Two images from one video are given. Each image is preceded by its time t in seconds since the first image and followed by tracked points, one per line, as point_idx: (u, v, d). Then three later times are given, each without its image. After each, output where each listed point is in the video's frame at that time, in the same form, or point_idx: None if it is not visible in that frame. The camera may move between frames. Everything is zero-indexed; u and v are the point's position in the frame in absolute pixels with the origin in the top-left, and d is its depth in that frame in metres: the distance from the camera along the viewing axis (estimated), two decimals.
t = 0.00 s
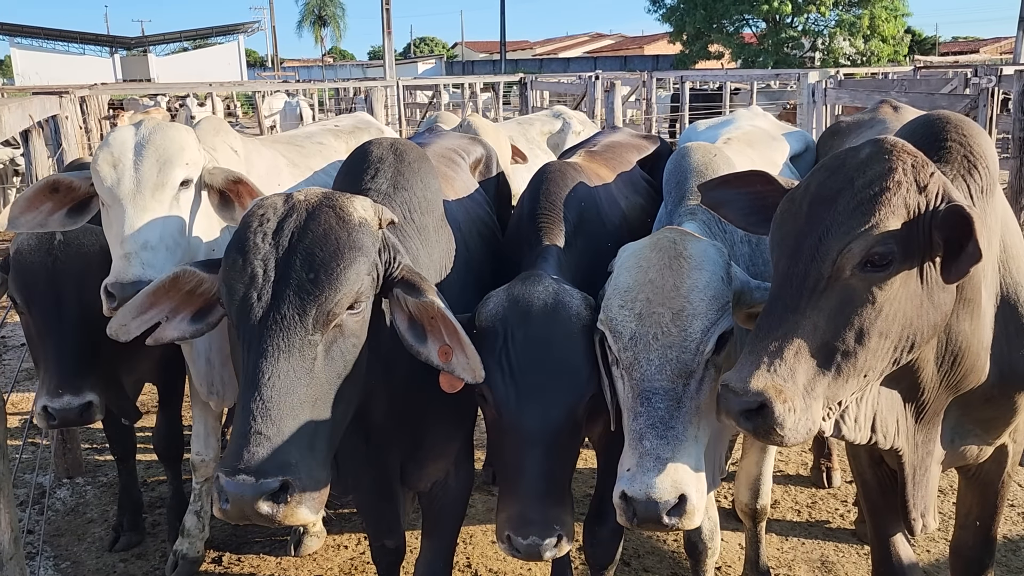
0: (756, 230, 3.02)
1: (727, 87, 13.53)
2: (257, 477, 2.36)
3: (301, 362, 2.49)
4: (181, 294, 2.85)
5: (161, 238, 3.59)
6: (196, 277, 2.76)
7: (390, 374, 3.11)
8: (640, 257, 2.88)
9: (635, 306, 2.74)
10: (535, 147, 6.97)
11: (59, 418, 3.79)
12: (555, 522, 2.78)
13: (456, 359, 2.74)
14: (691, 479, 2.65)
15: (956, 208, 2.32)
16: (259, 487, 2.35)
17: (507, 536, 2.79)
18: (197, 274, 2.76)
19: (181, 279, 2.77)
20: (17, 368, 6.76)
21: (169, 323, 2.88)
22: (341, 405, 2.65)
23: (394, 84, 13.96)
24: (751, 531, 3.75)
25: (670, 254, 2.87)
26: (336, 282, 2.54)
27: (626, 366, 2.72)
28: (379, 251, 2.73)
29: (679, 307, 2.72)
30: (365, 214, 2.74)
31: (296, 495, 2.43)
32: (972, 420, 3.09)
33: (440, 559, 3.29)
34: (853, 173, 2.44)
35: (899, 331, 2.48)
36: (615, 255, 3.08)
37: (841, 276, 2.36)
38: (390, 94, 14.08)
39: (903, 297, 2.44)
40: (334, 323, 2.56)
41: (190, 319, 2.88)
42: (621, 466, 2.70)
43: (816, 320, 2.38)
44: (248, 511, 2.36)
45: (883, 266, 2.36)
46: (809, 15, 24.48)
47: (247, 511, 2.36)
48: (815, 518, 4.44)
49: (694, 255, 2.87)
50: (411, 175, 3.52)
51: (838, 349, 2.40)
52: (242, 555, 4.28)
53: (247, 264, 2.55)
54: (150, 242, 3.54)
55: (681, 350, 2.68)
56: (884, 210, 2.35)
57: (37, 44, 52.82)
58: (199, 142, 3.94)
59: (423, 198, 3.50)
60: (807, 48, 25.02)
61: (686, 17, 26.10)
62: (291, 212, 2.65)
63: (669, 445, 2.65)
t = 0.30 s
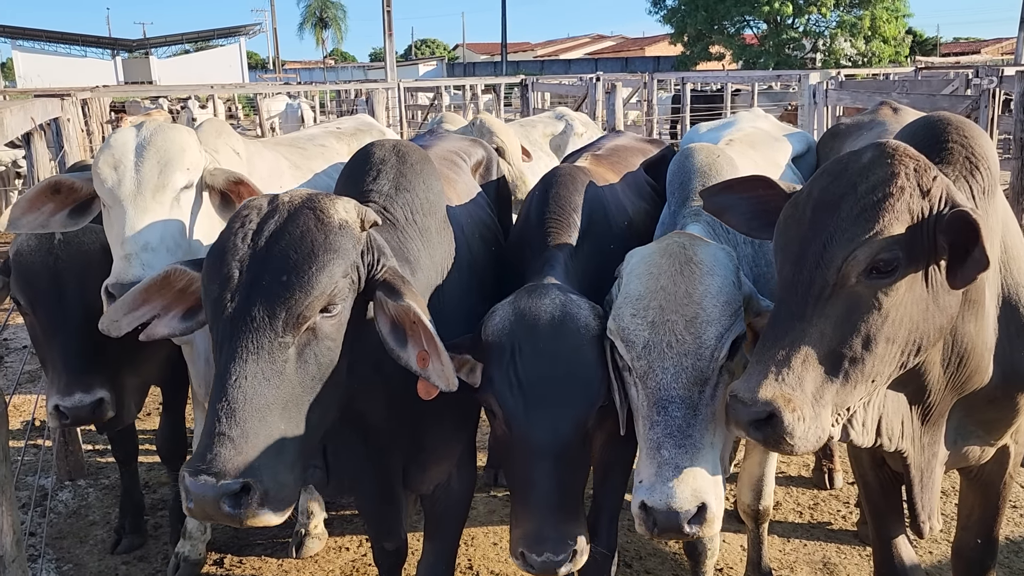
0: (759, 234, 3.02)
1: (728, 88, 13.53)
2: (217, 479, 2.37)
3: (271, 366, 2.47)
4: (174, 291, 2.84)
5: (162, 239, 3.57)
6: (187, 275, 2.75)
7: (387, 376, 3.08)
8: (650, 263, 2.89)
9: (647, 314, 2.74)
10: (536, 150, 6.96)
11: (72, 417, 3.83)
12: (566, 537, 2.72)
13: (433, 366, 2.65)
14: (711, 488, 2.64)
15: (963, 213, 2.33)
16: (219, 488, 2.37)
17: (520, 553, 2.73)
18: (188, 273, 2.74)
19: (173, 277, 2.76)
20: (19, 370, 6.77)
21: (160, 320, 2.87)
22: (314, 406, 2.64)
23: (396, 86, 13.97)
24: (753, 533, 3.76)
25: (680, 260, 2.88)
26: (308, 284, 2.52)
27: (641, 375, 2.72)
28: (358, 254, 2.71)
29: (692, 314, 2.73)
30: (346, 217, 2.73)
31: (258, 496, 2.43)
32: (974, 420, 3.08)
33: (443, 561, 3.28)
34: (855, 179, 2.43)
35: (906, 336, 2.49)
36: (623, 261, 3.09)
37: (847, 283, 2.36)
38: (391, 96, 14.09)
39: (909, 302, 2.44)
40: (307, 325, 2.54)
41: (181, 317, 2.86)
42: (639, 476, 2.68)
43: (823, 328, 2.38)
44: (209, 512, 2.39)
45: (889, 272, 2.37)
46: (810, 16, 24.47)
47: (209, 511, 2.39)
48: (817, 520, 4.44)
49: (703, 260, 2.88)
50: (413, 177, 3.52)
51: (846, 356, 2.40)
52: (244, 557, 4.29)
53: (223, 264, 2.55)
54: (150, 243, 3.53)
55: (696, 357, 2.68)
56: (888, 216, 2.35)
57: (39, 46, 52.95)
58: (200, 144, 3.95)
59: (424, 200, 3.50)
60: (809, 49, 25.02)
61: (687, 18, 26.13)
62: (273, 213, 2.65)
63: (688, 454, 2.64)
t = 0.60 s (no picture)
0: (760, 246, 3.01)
1: (730, 89, 13.53)
2: (188, 471, 2.37)
3: (246, 362, 2.46)
4: (164, 287, 2.84)
5: (156, 242, 3.57)
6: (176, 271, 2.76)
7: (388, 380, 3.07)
8: (675, 278, 2.83)
9: (675, 333, 2.69)
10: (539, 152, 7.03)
11: (73, 420, 3.85)
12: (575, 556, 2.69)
13: (411, 367, 2.58)
14: (739, 506, 2.60)
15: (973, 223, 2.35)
16: (190, 481, 2.37)
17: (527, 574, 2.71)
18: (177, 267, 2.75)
19: (163, 271, 2.77)
20: (20, 372, 6.77)
21: (149, 314, 2.86)
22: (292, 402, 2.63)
23: (397, 88, 13.98)
24: (755, 534, 3.76)
25: (706, 274, 2.82)
26: (285, 281, 2.51)
27: (668, 395, 2.68)
28: (342, 252, 2.70)
29: (721, 333, 2.68)
30: (330, 215, 2.71)
31: (227, 492, 2.43)
32: (975, 422, 3.08)
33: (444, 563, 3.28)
34: (860, 188, 2.42)
35: (916, 344, 2.53)
36: (644, 271, 3.04)
37: (857, 295, 2.37)
38: (392, 98, 14.11)
39: (918, 310, 2.48)
40: (284, 323, 2.53)
41: (170, 312, 2.85)
42: (666, 495, 2.65)
43: (835, 341, 2.39)
44: (180, 504, 2.40)
45: (898, 282, 2.38)
46: (811, 18, 24.47)
47: (180, 503, 2.40)
48: (819, 521, 4.43)
49: (730, 275, 2.82)
50: (412, 178, 3.52)
51: (859, 368, 2.42)
52: (245, 559, 4.28)
53: (205, 259, 2.56)
54: (144, 245, 3.53)
55: (724, 377, 2.64)
56: (896, 226, 2.35)
57: (40, 49, 53.04)
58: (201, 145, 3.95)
59: (423, 200, 3.50)
60: (809, 51, 25.03)
61: (687, 20, 26.15)
62: (257, 210, 2.65)
63: (717, 473, 2.61)
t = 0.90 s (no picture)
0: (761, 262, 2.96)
1: (730, 90, 13.54)
2: (178, 466, 2.34)
3: (236, 359, 2.46)
4: (157, 286, 2.83)
5: (148, 245, 3.56)
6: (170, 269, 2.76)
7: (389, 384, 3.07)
8: (695, 296, 2.85)
9: (698, 352, 2.71)
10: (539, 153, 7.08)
11: (68, 416, 3.84)
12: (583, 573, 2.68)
13: (404, 361, 2.57)
14: (768, 523, 2.61)
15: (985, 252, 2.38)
16: (180, 476, 2.34)
17: None
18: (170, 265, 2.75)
19: (155, 270, 2.77)
20: (21, 373, 6.78)
21: (141, 312, 2.84)
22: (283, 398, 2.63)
23: (397, 90, 14.01)
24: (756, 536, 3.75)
25: (725, 291, 2.84)
26: (275, 277, 2.51)
27: (694, 413, 2.69)
28: (332, 249, 2.70)
29: (744, 351, 2.68)
30: (321, 212, 2.71)
31: (218, 488, 2.40)
32: (976, 422, 3.07)
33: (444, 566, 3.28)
34: (865, 216, 2.40)
35: (924, 365, 2.54)
36: (662, 287, 3.07)
37: (867, 325, 2.36)
38: (392, 99, 14.12)
39: (926, 335, 2.49)
40: (274, 319, 2.53)
41: (162, 310, 2.84)
42: (695, 512, 2.65)
43: (845, 371, 2.39)
44: (169, 498, 2.36)
45: (906, 312, 2.37)
46: (811, 18, 24.48)
47: (170, 499, 2.37)
48: (820, 522, 4.43)
49: (749, 292, 2.83)
50: (410, 179, 3.52)
51: (869, 397, 2.42)
52: (245, 560, 4.28)
53: (196, 255, 2.56)
54: (136, 249, 3.52)
55: (749, 395, 2.65)
56: (904, 257, 2.33)
57: (42, 51, 53.16)
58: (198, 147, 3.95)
59: (421, 201, 3.49)
60: (809, 51, 25.04)
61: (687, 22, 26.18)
62: (248, 207, 2.66)
63: (745, 490, 2.61)
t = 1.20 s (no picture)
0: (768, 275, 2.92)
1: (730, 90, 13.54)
2: (163, 470, 2.36)
3: (222, 364, 2.46)
4: (150, 290, 2.83)
5: (128, 245, 3.53)
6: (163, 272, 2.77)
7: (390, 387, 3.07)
8: (703, 313, 2.83)
9: (706, 372, 2.70)
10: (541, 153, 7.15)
11: (64, 418, 3.88)
12: None
13: (390, 364, 2.55)
14: (772, 535, 2.63)
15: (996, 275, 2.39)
16: (166, 480, 2.36)
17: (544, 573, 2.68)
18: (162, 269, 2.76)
19: (150, 274, 2.77)
20: (21, 374, 6.79)
21: (137, 317, 2.84)
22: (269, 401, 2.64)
23: (397, 91, 14.02)
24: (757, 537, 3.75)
25: (734, 310, 2.80)
26: (260, 281, 2.51)
27: (700, 431, 2.69)
28: (319, 252, 2.69)
29: (752, 372, 2.66)
30: (307, 215, 2.71)
31: (203, 492, 2.42)
32: (978, 421, 3.06)
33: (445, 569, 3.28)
34: (866, 244, 2.37)
35: (931, 387, 2.54)
36: (671, 298, 3.04)
37: (873, 354, 2.35)
38: (392, 100, 14.14)
39: (932, 359, 2.49)
40: (261, 324, 2.53)
41: (155, 314, 2.83)
42: (700, 525, 2.66)
43: (852, 400, 2.39)
44: (155, 501, 2.39)
45: (911, 340, 2.36)
46: (811, 19, 24.48)
47: (156, 502, 2.39)
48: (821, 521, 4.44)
49: (758, 308, 2.79)
50: (408, 180, 3.52)
51: (877, 422, 2.43)
52: (246, 561, 4.28)
53: (181, 261, 2.56)
54: (115, 248, 3.49)
55: (756, 415, 2.64)
56: (907, 286, 2.31)
57: (42, 52, 53.19)
58: (195, 148, 3.96)
59: (419, 202, 3.49)
60: (809, 51, 25.05)
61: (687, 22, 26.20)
62: (235, 211, 2.66)
63: (751, 507, 2.61)
